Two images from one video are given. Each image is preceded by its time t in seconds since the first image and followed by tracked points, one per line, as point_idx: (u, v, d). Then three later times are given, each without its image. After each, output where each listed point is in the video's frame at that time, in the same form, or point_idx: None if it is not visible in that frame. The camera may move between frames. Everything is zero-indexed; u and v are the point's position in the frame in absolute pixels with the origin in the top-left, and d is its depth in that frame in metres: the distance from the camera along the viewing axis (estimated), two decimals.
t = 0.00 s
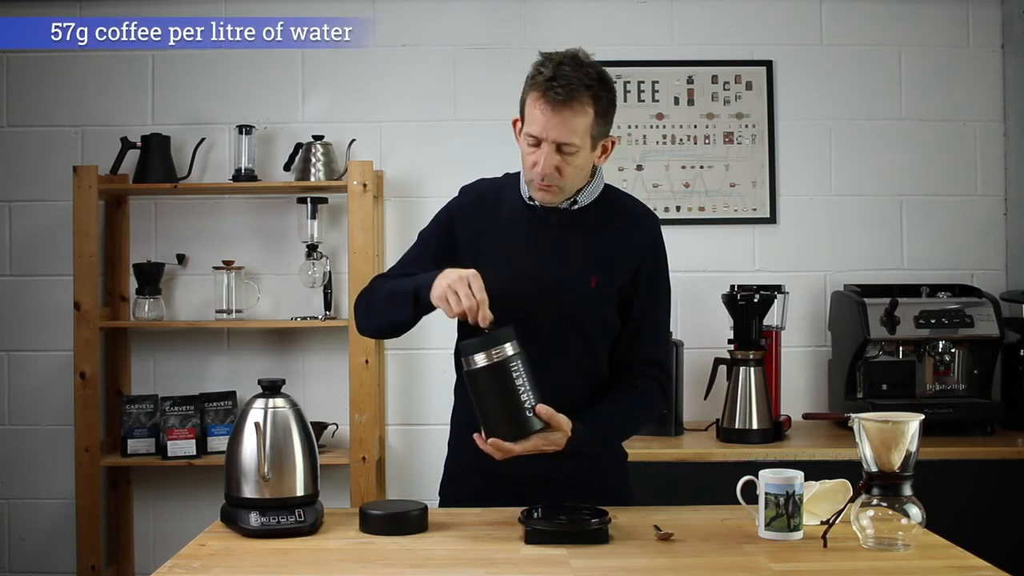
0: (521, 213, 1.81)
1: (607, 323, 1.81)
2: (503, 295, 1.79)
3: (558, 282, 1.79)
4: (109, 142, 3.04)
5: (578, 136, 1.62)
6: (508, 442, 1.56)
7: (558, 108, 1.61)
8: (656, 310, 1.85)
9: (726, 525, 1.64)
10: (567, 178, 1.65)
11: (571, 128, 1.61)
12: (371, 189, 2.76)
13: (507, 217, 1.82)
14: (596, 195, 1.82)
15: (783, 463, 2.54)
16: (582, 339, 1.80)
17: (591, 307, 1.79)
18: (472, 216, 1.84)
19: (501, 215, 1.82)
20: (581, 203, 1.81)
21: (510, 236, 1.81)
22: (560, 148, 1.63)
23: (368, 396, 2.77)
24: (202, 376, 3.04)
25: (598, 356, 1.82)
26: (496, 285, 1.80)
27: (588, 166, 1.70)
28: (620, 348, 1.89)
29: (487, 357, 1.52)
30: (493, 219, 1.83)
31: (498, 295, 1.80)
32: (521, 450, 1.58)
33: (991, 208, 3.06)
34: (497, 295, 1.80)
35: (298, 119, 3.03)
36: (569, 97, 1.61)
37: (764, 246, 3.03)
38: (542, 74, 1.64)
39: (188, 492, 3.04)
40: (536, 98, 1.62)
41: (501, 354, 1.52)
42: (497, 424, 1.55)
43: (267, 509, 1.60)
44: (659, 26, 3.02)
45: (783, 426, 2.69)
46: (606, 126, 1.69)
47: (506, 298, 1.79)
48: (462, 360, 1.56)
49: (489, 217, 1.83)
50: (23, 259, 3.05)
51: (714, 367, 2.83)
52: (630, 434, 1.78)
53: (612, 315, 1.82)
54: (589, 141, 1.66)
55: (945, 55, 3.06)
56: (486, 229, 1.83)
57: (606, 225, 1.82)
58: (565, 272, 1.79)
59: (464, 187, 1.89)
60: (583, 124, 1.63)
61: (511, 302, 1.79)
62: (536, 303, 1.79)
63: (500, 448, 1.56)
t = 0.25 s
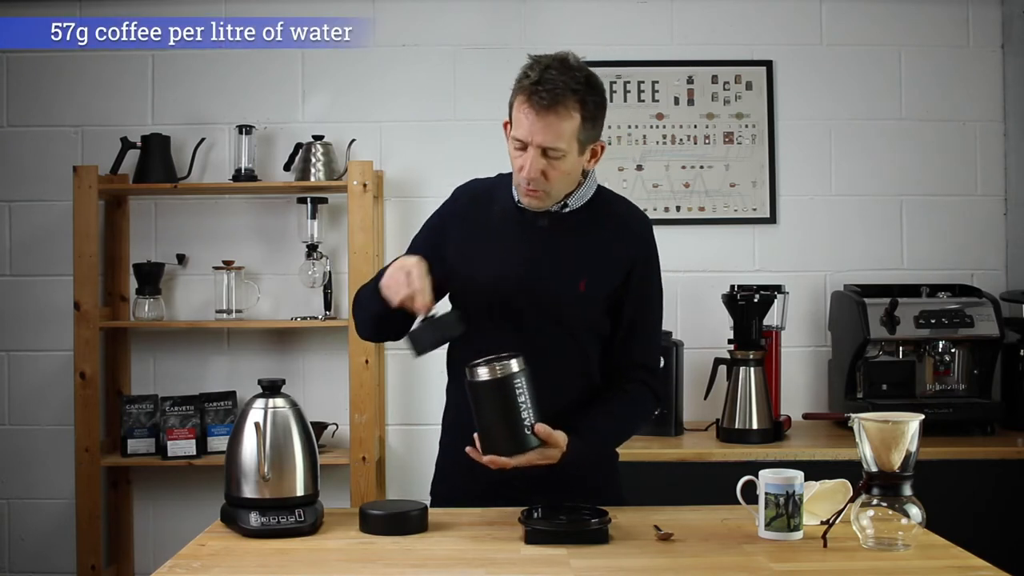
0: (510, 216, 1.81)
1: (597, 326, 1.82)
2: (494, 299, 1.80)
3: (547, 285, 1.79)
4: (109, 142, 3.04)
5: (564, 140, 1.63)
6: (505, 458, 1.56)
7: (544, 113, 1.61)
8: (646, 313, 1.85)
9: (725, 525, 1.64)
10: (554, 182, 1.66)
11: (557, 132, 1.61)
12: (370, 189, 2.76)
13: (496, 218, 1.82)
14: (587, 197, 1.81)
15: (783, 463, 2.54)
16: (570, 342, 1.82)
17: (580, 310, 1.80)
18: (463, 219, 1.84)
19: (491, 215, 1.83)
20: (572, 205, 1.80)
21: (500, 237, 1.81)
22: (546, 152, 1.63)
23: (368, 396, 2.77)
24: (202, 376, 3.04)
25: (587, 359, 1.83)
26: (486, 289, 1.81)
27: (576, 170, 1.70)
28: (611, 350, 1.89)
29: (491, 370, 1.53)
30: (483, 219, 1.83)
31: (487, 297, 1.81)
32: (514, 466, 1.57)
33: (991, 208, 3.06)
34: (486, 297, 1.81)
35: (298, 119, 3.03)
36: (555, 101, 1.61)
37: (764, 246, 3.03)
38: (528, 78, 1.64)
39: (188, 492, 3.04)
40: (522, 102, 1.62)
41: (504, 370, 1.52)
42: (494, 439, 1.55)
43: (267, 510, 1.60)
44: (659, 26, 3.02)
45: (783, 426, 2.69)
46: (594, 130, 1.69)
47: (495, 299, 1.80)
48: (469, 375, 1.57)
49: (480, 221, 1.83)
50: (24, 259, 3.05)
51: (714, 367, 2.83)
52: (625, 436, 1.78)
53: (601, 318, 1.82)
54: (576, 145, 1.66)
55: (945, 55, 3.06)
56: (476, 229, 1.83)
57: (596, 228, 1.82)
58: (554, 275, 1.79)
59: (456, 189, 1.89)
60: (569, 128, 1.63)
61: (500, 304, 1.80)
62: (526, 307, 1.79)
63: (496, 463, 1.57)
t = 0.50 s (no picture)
0: (492, 222, 1.81)
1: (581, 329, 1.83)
2: (478, 305, 1.81)
3: (531, 290, 1.80)
4: (109, 142, 3.04)
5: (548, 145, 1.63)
6: (515, 457, 1.55)
7: (528, 119, 1.61)
8: (631, 313, 1.86)
9: (726, 525, 1.64)
10: (537, 186, 1.67)
11: (541, 137, 1.62)
12: (371, 189, 2.76)
13: (477, 225, 1.82)
14: (568, 200, 1.81)
15: (783, 463, 2.54)
16: (556, 346, 1.83)
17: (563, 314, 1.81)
18: (444, 225, 1.84)
19: (471, 221, 1.83)
20: (554, 208, 1.80)
21: (482, 244, 1.82)
22: (530, 156, 1.64)
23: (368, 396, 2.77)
24: (202, 376, 3.04)
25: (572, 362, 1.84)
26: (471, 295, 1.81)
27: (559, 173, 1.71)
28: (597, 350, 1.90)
29: (507, 370, 1.52)
30: (463, 226, 1.83)
31: (472, 305, 1.81)
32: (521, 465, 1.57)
33: (990, 208, 3.06)
34: (470, 305, 1.81)
35: (298, 119, 3.03)
36: (539, 107, 1.61)
37: (764, 246, 3.03)
38: (512, 82, 1.64)
39: (187, 492, 3.04)
40: (506, 106, 1.63)
41: (522, 371, 1.52)
42: (505, 438, 1.54)
43: (267, 510, 1.60)
44: (659, 26, 3.02)
45: (783, 426, 2.69)
46: (578, 134, 1.70)
47: (480, 307, 1.81)
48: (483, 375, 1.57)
49: (461, 226, 1.83)
50: (24, 259, 3.05)
51: (713, 367, 2.83)
52: (617, 435, 1.79)
53: (585, 320, 1.84)
54: (560, 149, 1.67)
55: (945, 55, 3.06)
56: (458, 237, 1.83)
57: (578, 231, 1.82)
58: (538, 279, 1.80)
59: (436, 195, 1.89)
60: (554, 133, 1.63)
61: (485, 311, 1.81)
62: (510, 311, 1.81)
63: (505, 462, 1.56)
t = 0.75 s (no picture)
0: (474, 223, 1.82)
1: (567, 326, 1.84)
2: (463, 309, 1.80)
3: (517, 290, 1.80)
4: (109, 142, 3.04)
5: (530, 122, 1.64)
6: (515, 452, 1.54)
7: (510, 92, 1.63)
8: (611, 308, 1.89)
9: (725, 525, 1.64)
10: (522, 167, 1.64)
11: (524, 113, 1.63)
12: (371, 189, 2.76)
13: (459, 228, 1.82)
14: (542, 199, 1.82)
15: (784, 463, 2.54)
16: (544, 346, 1.82)
17: (549, 311, 1.81)
18: (422, 234, 1.84)
19: (452, 224, 1.83)
20: (532, 207, 1.81)
21: (466, 246, 1.82)
22: (513, 134, 1.63)
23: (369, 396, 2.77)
24: (202, 376, 3.04)
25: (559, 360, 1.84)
26: (456, 300, 1.81)
27: (538, 162, 1.70)
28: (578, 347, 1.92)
29: (507, 365, 1.53)
30: (445, 229, 1.83)
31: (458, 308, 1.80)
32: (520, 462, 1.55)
33: (990, 208, 3.06)
34: (456, 308, 1.80)
35: (298, 119, 3.03)
36: (520, 82, 1.63)
37: (764, 246, 3.03)
38: (490, 66, 1.67)
39: (187, 492, 3.04)
40: (486, 86, 1.64)
41: (523, 365, 1.53)
42: (504, 433, 1.54)
43: (267, 510, 1.60)
44: (659, 26, 3.02)
45: (783, 426, 2.69)
46: (554, 121, 1.72)
47: (466, 309, 1.80)
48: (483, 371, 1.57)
49: (440, 232, 1.83)
50: (24, 259, 3.05)
51: (713, 367, 2.83)
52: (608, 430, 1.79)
53: (570, 318, 1.84)
54: (540, 132, 1.67)
55: (945, 55, 3.06)
56: (440, 241, 1.82)
57: (560, 228, 1.84)
58: (523, 278, 1.81)
59: (406, 204, 1.88)
60: (535, 110, 1.65)
61: (472, 313, 1.80)
62: (496, 312, 1.80)
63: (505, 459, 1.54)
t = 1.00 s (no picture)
0: (469, 220, 1.84)
1: (567, 318, 1.85)
2: (463, 304, 1.81)
3: (515, 284, 1.82)
4: (109, 142, 3.04)
5: (520, 99, 1.74)
6: (528, 437, 1.54)
7: (497, 70, 1.73)
8: (610, 298, 1.90)
9: (725, 525, 1.63)
10: (516, 144, 1.73)
11: (512, 90, 1.73)
12: (371, 189, 2.76)
13: (454, 226, 1.84)
14: (536, 190, 1.85)
15: (784, 463, 2.54)
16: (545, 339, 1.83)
17: (548, 303, 1.82)
18: (417, 233, 1.85)
19: (445, 223, 1.84)
20: (526, 199, 1.84)
21: (462, 242, 1.83)
22: (505, 111, 1.72)
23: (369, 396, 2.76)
24: (202, 376, 3.04)
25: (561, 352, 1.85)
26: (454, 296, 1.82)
27: (530, 143, 1.79)
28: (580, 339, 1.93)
29: (521, 348, 1.53)
30: (440, 228, 1.84)
31: (457, 304, 1.81)
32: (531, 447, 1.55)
33: (990, 208, 3.06)
34: (455, 303, 1.82)
35: (298, 119, 3.03)
36: (506, 61, 1.74)
37: (763, 246, 3.03)
38: (475, 51, 1.77)
39: (187, 492, 3.04)
40: (474, 69, 1.74)
41: (538, 348, 1.53)
42: (516, 417, 1.53)
43: (268, 510, 1.60)
44: (659, 26, 3.02)
45: (783, 426, 2.69)
46: (540, 104, 1.82)
47: (466, 306, 1.81)
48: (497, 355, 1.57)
49: (435, 230, 1.85)
50: (24, 259, 3.05)
51: (714, 367, 2.83)
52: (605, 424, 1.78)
53: (570, 310, 1.85)
54: (529, 111, 1.77)
55: (945, 55, 3.06)
56: (436, 240, 1.84)
57: (555, 222, 1.86)
58: (520, 271, 1.82)
59: (399, 208, 1.90)
60: (523, 88, 1.75)
61: (471, 309, 1.81)
62: (495, 306, 1.81)
63: (518, 442, 1.54)
